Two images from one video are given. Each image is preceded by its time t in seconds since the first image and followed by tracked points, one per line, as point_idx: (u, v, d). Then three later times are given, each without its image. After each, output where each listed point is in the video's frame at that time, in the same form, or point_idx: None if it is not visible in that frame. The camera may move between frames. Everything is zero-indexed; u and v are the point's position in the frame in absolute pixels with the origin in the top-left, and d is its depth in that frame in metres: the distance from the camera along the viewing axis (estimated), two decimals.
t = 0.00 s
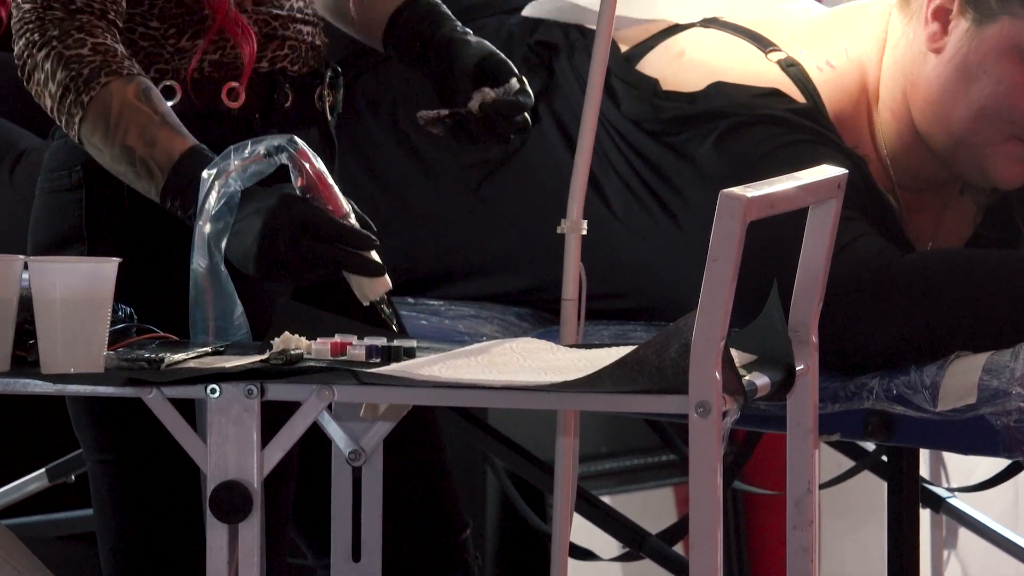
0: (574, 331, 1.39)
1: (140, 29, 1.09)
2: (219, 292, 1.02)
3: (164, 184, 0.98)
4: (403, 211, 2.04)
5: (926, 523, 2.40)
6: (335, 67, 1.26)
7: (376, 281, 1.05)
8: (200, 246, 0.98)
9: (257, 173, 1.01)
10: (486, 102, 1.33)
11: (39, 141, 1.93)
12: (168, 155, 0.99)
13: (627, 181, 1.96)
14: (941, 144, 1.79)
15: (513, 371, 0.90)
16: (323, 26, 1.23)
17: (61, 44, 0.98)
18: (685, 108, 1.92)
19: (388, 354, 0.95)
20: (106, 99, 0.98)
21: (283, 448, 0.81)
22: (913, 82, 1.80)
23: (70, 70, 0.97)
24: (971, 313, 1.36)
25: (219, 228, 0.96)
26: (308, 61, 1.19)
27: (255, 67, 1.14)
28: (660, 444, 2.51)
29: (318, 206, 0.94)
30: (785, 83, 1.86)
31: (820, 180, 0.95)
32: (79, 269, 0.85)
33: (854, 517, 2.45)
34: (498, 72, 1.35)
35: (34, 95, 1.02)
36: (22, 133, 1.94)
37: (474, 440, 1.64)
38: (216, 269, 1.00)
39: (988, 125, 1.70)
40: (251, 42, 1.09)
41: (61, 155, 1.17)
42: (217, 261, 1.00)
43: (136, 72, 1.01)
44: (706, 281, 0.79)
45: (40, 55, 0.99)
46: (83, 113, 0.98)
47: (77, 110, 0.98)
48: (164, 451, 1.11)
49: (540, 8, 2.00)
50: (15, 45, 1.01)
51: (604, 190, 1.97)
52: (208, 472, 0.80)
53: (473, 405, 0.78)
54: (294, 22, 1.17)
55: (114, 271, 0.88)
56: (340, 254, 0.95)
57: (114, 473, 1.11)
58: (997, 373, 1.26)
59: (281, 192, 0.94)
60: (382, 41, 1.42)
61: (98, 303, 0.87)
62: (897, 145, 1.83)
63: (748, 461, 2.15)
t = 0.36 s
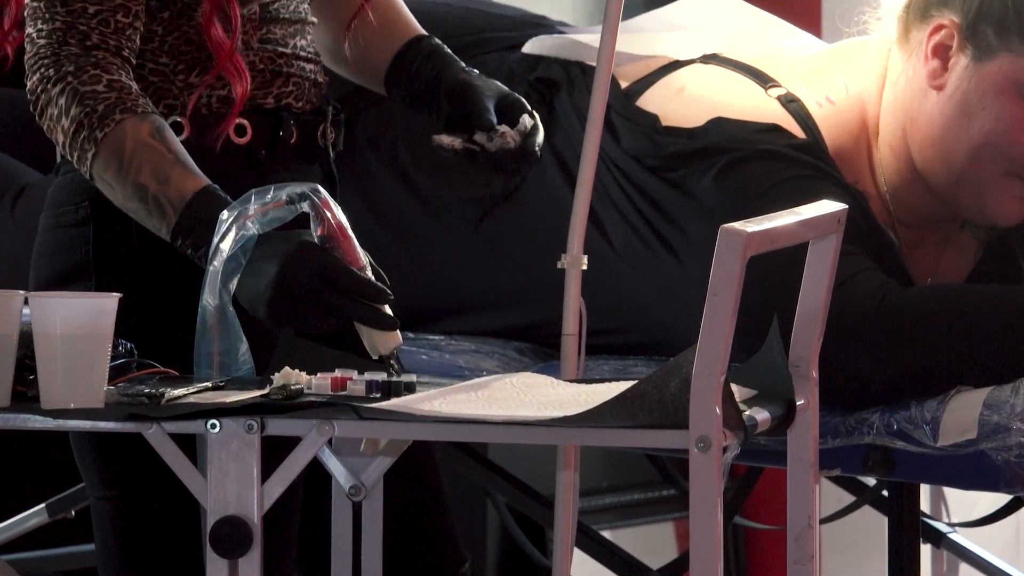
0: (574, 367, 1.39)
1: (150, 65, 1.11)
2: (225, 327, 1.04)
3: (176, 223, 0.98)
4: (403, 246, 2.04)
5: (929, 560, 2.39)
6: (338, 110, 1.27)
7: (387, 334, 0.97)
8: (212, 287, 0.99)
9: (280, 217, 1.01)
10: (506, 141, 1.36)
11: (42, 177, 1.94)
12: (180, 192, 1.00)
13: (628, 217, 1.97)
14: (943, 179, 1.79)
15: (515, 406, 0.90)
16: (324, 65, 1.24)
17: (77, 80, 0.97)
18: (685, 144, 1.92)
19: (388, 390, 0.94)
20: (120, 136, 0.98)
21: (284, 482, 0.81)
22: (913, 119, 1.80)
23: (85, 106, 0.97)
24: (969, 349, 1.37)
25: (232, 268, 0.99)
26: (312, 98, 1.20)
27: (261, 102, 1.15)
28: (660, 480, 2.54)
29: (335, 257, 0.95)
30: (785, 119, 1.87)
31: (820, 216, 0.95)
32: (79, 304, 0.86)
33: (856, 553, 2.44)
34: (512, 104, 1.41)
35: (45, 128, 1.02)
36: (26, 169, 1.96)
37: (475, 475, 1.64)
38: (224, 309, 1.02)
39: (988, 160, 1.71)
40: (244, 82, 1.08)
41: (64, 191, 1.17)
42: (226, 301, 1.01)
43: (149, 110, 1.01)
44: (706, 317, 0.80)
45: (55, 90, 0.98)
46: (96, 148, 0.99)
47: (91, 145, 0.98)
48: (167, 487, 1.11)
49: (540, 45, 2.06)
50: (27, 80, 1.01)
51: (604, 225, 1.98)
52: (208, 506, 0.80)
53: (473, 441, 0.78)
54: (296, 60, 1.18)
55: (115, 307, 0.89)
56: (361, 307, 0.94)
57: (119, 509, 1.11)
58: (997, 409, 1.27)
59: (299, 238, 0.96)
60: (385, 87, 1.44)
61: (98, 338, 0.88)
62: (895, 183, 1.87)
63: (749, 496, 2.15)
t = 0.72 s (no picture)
0: (574, 401, 1.39)
1: (155, 99, 1.11)
2: (228, 357, 1.04)
3: (177, 255, 0.98)
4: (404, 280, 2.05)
5: None
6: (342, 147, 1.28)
7: (387, 360, 0.99)
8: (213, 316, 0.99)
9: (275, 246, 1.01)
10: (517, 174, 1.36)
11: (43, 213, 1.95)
12: (180, 225, 1.00)
13: (628, 252, 1.98)
14: (943, 212, 1.81)
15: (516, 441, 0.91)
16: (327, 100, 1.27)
17: (77, 114, 0.98)
18: (684, 179, 1.93)
19: (388, 424, 0.94)
20: (121, 169, 0.99)
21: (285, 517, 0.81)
22: (913, 153, 1.81)
23: (85, 139, 0.98)
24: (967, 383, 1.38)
25: (232, 297, 0.99)
26: (316, 133, 1.23)
27: (266, 138, 1.16)
28: (661, 514, 2.53)
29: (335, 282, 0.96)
30: (785, 154, 1.87)
31: (819, 251, 0.96)
32: (79, 340, 0.86)
33: None
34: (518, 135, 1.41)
35: (45, 162, 1.03)
36: (28, 205, 1.97)
37: (475, 509, 1.63)
38: (226, 339, 1.02)
39: (989, 194, 1.71)
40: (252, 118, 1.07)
41: (69, 227, 1.18)
42: (228, 332, 1.01)
43: (150, 143, 1.02)
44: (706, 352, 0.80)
45: (55, 124, 0.99)
46: (97, 180, 0.99)
47: (92, 178, 0.99)
48: (169, 523, 1.11)
49: (540, 80, 2.04)
50: (28, 113, 1.02)
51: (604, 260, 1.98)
52: (208, 541, 0.80)
53: (474, 475, 0.78)
54: (299, 95, 1.21)
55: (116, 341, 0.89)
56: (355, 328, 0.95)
57: (122, 546, 1.10)
58: (998, 443, 1.31)
59: (299, 264, 0.95)
60: (389, 121, 1.45)
61: (99, 373, 0.88)
62: (895, 215, 1.88)
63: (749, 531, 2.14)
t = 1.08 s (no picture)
0: (575, 442, 1.39)
1: (163, 141, 1.13)
2: (227, 367, 1.06)
3: (174, 256, 1.01)
4: (405, 321, 2.06)
5: None
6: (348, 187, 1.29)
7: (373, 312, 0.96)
8: (211, 313, 1.02)
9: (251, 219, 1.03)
10: (533, 195, 1.39)
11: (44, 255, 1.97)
12: (173, 231, 1.02)
13: (628, 292, 1.98)
14: (945, 255, 1.81)
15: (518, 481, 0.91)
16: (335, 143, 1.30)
17: (61, 142, 1.01)
18: (685, 221, 1.94)
19: (390, 466, 0.94)
20: (108, 188, 1.01)
21: (285, 559, 0.80)
22: (913, 196, 1.82)
23: (71, 165, 1.01)
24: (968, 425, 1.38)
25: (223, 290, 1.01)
26: (323, 176, 1.25)
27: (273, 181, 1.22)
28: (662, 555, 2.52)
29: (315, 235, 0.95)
30: (785, 194, 1.89)
31: (820, 291, 0.96)
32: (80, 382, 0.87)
33: None
34: (529, 157, 1.39)
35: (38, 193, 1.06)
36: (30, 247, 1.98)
37: (476, 551, 1.63)
38: (224, 339, 1.04)
39: (990, 236, 1.72)
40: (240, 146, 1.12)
41: (75, 268, 1.19)
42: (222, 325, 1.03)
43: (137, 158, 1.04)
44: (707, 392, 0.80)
45: (42, 155, 1.02)
46: (87, 204, 1.02)
47: (81, 202, 1.02)
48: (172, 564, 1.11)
49: (541, 121, 2.09)
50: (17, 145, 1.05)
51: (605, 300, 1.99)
52: None
53: (475, 518, 0.79)
54: (309, 136, 1.24)
55: (116, 382, 0.89)
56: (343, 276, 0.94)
57: None
58: (999, 485, 1.32)
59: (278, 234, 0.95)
60: (394, 159, 1.47)
61: (100, 415, 0.88)
62: (894, 258, 1.90)
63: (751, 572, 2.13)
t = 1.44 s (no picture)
0: (575, 490, 1.39)
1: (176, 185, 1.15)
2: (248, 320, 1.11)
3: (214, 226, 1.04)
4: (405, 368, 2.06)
5: None
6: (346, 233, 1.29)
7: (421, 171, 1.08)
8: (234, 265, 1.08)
9: (271, 158, 1.12)
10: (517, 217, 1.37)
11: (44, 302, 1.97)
12: (198, 203, 1.05)
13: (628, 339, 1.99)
14: (944, 303, 1.83)
15: (517, 530, 0.92)
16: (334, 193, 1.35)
17: (51, 164, 1.01)
18: (684, 269, 1.95)
19: (389, 513, 0.95)
20: (120, 191, 1.02)
21: None
22: (913, 244, 1.84)
23: (70, 185, 1.01)
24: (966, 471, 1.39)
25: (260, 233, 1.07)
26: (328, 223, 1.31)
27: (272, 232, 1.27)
28: None
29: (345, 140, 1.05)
30: (784, 243, 1.91)
31: (821, 339, 0.97)
32: (81, 430, 0.87)
33: None
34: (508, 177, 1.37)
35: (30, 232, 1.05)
36: (29, 294, 1.99)
37: None
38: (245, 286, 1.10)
39: (990, 287, 1.74)
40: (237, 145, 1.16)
41: (78, 316, 1.19)
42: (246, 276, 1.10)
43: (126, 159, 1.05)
44: (706, 439, 0.79)
45: (30, 185, 1.01)
46: (98, 216, 1.02)
47: (94, 215, 1.02)
48: None
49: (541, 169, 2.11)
50: None
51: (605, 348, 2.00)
52: None
53: (475, 566, 0.79)
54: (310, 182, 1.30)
55: (115, 431, 0.89)
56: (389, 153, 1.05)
57: None
58: (999, 533, 1.34)
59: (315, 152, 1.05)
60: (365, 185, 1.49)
61: (100, 463, 0.89)
62: (894, 306, 1.91)
63: None
